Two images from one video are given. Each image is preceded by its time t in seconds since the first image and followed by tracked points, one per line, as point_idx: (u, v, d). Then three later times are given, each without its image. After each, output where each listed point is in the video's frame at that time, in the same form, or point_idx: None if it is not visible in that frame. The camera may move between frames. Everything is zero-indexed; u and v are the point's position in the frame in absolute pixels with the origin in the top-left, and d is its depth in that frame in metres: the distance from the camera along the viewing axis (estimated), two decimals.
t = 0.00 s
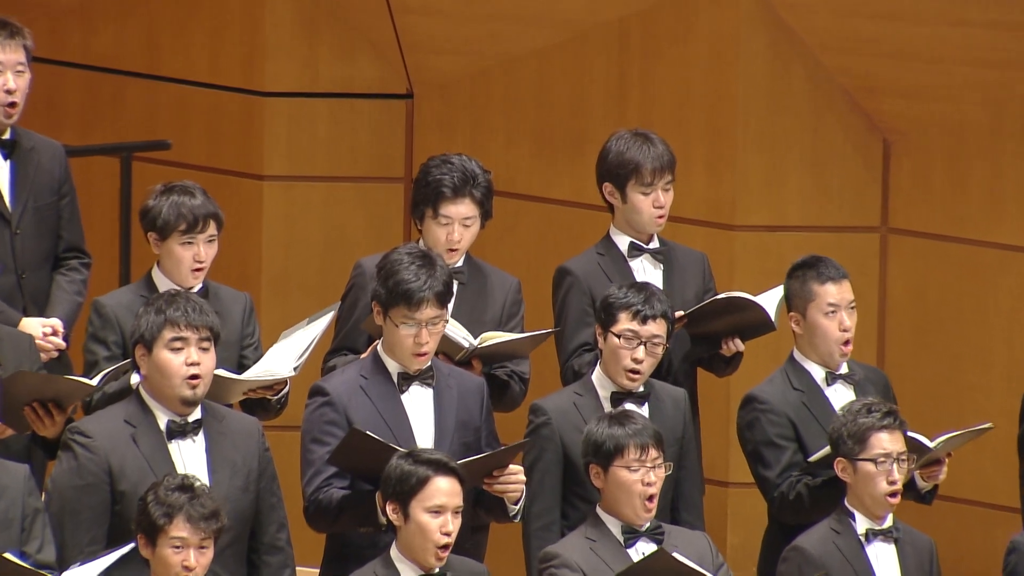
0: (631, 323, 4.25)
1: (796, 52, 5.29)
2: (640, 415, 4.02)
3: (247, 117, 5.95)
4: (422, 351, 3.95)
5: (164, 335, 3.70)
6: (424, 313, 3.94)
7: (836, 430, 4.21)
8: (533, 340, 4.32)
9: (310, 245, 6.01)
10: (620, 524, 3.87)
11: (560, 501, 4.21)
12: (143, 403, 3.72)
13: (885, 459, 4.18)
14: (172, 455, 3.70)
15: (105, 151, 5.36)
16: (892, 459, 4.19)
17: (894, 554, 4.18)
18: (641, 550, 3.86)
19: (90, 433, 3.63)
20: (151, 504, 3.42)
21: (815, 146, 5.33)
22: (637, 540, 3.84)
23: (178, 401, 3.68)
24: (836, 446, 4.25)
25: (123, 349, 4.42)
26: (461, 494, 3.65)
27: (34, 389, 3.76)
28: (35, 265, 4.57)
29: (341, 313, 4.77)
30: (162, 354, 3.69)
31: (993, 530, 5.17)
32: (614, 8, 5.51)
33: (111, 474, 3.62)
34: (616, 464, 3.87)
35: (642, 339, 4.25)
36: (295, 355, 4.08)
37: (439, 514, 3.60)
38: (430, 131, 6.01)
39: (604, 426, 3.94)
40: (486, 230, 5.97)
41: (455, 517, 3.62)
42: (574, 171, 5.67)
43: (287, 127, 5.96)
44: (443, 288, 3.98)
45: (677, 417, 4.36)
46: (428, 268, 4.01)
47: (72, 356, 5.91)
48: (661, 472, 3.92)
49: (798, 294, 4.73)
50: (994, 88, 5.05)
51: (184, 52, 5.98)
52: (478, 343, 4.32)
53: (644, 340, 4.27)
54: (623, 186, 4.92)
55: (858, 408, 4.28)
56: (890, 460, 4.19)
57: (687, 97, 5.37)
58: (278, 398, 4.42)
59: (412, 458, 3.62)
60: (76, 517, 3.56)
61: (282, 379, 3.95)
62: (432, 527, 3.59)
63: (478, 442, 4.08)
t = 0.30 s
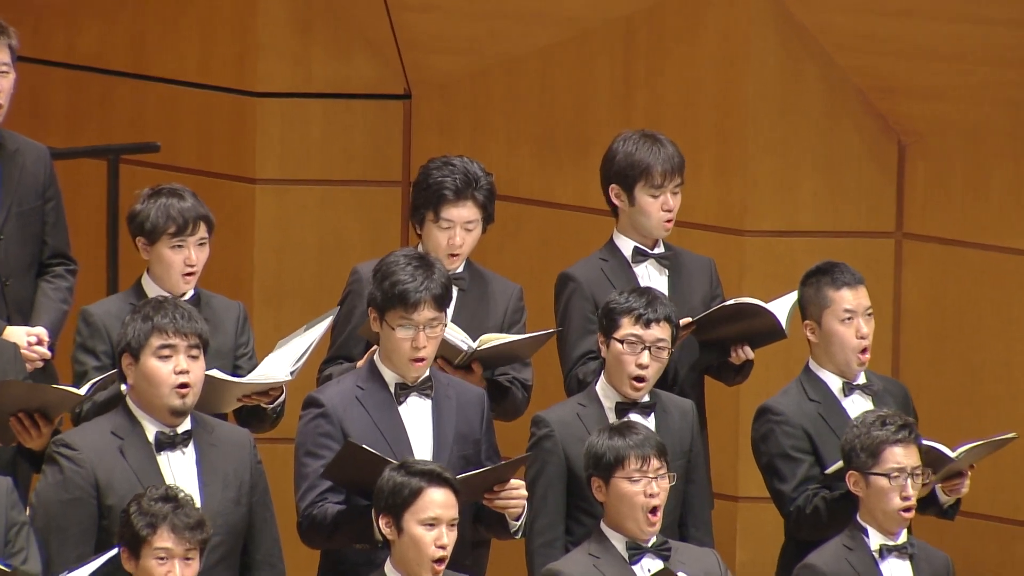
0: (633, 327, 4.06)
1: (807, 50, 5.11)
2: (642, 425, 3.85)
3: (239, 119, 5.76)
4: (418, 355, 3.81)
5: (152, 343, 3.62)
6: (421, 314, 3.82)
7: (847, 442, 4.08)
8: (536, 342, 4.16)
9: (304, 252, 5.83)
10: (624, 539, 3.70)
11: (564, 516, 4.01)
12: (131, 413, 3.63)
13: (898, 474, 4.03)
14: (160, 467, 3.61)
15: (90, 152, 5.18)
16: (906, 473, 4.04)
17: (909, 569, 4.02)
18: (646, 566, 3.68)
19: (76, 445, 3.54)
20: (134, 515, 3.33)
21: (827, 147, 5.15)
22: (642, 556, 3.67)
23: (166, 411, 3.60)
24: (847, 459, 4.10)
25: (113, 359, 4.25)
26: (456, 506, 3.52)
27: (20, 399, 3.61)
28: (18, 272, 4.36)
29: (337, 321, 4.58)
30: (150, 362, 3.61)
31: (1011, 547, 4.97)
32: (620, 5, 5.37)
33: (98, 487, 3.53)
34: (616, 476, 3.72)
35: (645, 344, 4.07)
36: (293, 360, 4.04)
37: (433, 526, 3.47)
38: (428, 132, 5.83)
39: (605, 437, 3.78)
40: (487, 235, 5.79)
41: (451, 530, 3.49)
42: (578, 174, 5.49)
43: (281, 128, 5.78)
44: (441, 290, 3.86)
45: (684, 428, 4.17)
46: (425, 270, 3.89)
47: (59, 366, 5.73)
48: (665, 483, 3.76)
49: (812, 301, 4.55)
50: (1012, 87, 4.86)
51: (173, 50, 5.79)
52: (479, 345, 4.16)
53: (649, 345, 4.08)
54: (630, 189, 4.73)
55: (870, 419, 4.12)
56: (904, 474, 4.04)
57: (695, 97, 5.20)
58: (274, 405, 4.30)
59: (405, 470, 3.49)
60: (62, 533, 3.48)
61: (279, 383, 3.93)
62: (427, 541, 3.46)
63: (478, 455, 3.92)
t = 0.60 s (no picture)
0: (631, 333, 3.92)
1: (815, 50, 4.95)
2: (643, 434, 3.73)
3: (229, 122, 5.59)
4: (414, 360, 3.68)
5: (137, 351, 3.48)
6: (415, 316, 3.70)
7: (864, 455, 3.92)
8: (537, 349, 4.00)
9: (297, 260, 5.67)
10: (628, 554, 3.59)
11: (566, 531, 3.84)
12: (116, 424, 3.50)
13: (914, 494, 3.86)
14: (147, 480, 3.47)
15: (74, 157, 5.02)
16: (921, 493, 3.87)
17: None
18: None
19: (60, 459, 3.40)
20: (122, 534, 3.15)
21: (836, 151, 4.98)
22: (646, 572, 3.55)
23: (153, 422, 3.46)
24: (862, 472, 3.94)
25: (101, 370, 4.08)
26: (452, 520, 3.40)
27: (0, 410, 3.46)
28: None
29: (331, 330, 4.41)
30: (135, 371, 3.48)
31: None
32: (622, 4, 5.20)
33: (83, 502, 3.38)
34: (615, 488, 3.60)
35: (645, 350, 3.91)
36: (284, 364, 3.91)
37: (428, 540, 3.36)
38: (425, 135, 5.67)
39: (605, 448, 3.66)
40: (486, 242, 5.63)
41: (446, 544, 3.37)
42: (580, 179, 5.34)
43: (272, 131, 5.61)
44: (435, 294, 3.75)
45: (688, 440, 3.99)
46: (418, 272, 3.77)
47: (45, 378, 5.57)
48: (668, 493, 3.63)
49: (825, 309, 4.39)
50: None
51: (160, 51, 5.62)
52: (477, 352, 3.99)
53: (648, 351, 3.93)
54: (635, 192, 4.57)
55: (890, 434, 3.94)
56: (919, 494, 3.87)
57: (700, 98, 5.04)
58: (267, 415, 4.13)
59: (398, 483, 3.37)
60: (46, 548, 3.33)
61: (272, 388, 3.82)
62: (421, 555, 3.35)
63: (476, 468, 3.77)
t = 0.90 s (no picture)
0: (627, 337, 3.74)
1: (826, 49, 4.78)
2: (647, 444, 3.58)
3: (219, 123, 5.43)
4: (411, 367, 3.51)
5: (123, 359, 3.32)
6: (411, 321, 3.54)
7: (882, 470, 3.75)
8: (538, 356, 3.82)
9: (290, 266, 5.50)
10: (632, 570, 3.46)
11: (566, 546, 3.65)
12: (102, 436, 3.33)
13: (936, 505, 3.70)
14: (134, 494, 3.30)
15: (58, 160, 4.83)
16: (944, 504, 3.71)
17: None
18: None
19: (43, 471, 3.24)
20: (105, 550, 2.98)
21: (848, 154, 4.81)
22: None
23: (141, 432, 3.30)
24: (880, 490, 3.76)
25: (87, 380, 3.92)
26: (446, 533, 3.23)
27: None
28: None
29: (324, 337, 4.23)
30: (122, 380, 3.31)
31: None
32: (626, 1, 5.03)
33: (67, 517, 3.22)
34: (618, 500, 3.46)
35: (642, 352, 3.74)
36: (275, 372, 3.74)
37: (423, 556, 3.19)
38: (422, 138, 5.50)
39: (607, 461, 3.50)
40: (485, 248, 5.47)
41: (441, 559, 3.21)
42: (582, 184, 5.18)
43: (264, 132, 5.45)
44: (432, 298, 3.59)
45: (690, 452, 3.79)
46: (413, 277, 3.61)
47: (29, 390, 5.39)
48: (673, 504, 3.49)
49: (838, 315, 4.21)
50: None
51: (147, 50, 5.44)
52: (475, 361, 3.81)
53: (646, 354, 3.75)
54: (641, 195, 4.39)
55: (903, 446, 3.78)
56: (941, 506, 3.70)
57: (706, 99, 4.87)
58: (259, 426, 3.95)
59: (390, 497, 3.21)
60: (28, 566, 3.16)
61: (263, 399, 3.63)
62: (417, 571, 3.19)
63: (474, 482, 3.61)
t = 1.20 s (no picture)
0: (628, 350, 3.58)
1: (837, 47, 4.62)
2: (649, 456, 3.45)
3: (210, 123, 5.27)
4: (408, 375, 3.40)
5: (114, 367, 3.18)
6: (408, 327, 3.42)
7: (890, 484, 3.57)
8: (540, 359, 3.66)
9: (284, 271, 5.34)
10: None
11: (564, 561, 3.48)
12: (90, 446, 3.19)
13: (948, 508, 3.53)
14: (122, 506, 3.17)
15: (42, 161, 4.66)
16: (956, 507, 3.54)
17: None
18: None
19: (27, 481, 3.10)
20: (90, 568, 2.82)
21: (860, 155, 4.65)
22: None
23: (132, 443, 3.16)
24: (889, 504, 3.59)
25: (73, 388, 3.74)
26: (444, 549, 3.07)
27: None
28: None
29: (319, 341, 4.07)
30: (112, 389, 3.18)
31: None
32: None
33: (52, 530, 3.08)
34: (632, 503, 3.32)
35: (642, 362, 3.58)
36: (266, 381, 3.56)
37: (421, 571, 3.03)
38: (420, 139, 5.35)
39: (614, 475, 3.36)
40: (484, 253, 5.30)
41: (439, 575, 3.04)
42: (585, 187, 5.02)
43: (255, 134, 5.30)
44: (430, 303, 3.48)
45: (693, 463, 3.61)
46: (410, 281, 3.49)
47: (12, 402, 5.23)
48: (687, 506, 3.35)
49: (859, 322, 4.03)
50: None
51: (133, 50, 5.29)
52: (474, 366, 3.65)
53: (646, 363, 3.60)
54: (646, 198, 4.23)
55: (908, 456, 3.63)
56: (953, 509, 3.53)
57: (713, 98, 4.72)
58: (250, 436, 3.78)
59: (378, 510, 3.05)
60: None
61: (252, 408, 3.47)
62: None
63: (475, 494, 3.49)
